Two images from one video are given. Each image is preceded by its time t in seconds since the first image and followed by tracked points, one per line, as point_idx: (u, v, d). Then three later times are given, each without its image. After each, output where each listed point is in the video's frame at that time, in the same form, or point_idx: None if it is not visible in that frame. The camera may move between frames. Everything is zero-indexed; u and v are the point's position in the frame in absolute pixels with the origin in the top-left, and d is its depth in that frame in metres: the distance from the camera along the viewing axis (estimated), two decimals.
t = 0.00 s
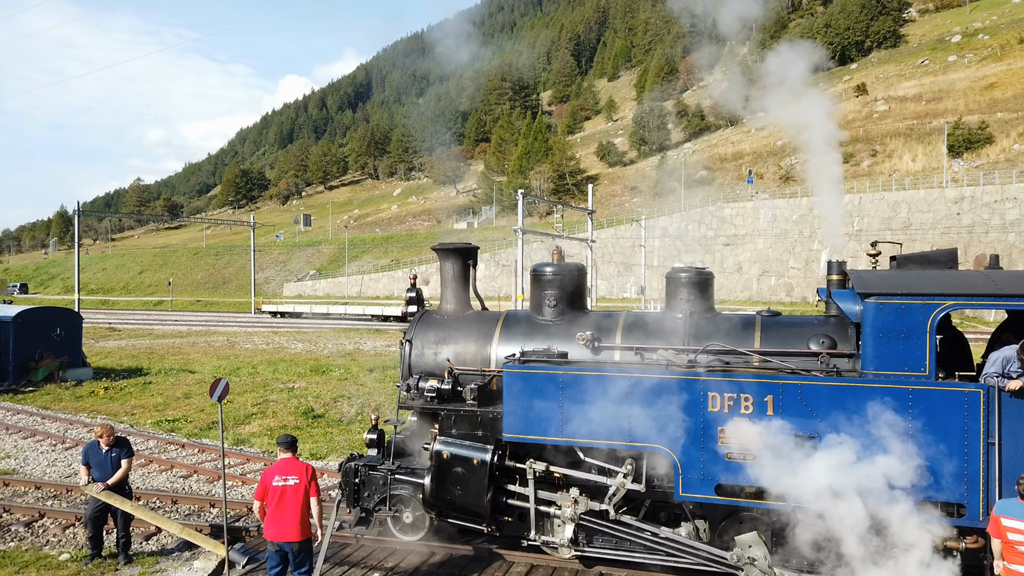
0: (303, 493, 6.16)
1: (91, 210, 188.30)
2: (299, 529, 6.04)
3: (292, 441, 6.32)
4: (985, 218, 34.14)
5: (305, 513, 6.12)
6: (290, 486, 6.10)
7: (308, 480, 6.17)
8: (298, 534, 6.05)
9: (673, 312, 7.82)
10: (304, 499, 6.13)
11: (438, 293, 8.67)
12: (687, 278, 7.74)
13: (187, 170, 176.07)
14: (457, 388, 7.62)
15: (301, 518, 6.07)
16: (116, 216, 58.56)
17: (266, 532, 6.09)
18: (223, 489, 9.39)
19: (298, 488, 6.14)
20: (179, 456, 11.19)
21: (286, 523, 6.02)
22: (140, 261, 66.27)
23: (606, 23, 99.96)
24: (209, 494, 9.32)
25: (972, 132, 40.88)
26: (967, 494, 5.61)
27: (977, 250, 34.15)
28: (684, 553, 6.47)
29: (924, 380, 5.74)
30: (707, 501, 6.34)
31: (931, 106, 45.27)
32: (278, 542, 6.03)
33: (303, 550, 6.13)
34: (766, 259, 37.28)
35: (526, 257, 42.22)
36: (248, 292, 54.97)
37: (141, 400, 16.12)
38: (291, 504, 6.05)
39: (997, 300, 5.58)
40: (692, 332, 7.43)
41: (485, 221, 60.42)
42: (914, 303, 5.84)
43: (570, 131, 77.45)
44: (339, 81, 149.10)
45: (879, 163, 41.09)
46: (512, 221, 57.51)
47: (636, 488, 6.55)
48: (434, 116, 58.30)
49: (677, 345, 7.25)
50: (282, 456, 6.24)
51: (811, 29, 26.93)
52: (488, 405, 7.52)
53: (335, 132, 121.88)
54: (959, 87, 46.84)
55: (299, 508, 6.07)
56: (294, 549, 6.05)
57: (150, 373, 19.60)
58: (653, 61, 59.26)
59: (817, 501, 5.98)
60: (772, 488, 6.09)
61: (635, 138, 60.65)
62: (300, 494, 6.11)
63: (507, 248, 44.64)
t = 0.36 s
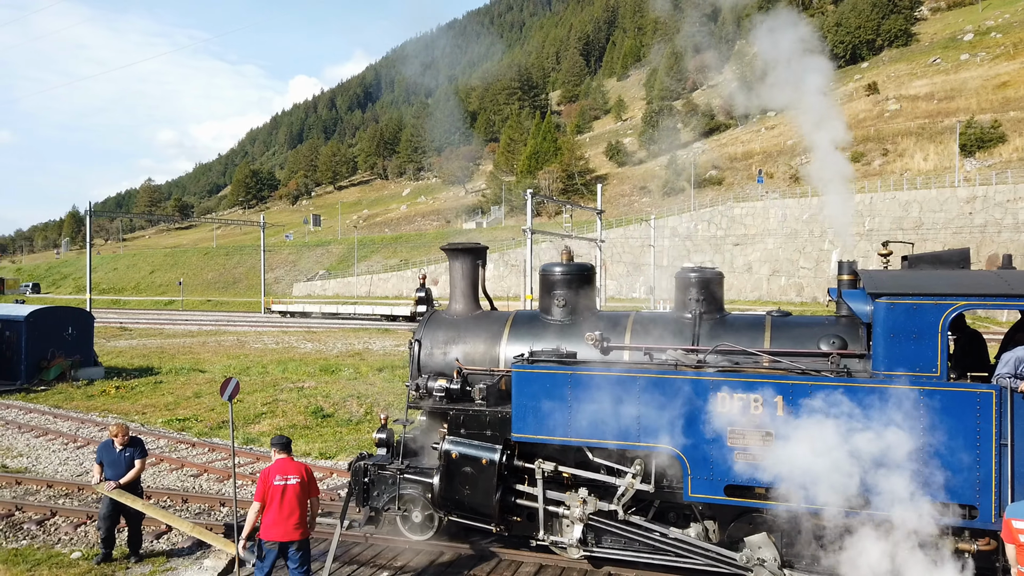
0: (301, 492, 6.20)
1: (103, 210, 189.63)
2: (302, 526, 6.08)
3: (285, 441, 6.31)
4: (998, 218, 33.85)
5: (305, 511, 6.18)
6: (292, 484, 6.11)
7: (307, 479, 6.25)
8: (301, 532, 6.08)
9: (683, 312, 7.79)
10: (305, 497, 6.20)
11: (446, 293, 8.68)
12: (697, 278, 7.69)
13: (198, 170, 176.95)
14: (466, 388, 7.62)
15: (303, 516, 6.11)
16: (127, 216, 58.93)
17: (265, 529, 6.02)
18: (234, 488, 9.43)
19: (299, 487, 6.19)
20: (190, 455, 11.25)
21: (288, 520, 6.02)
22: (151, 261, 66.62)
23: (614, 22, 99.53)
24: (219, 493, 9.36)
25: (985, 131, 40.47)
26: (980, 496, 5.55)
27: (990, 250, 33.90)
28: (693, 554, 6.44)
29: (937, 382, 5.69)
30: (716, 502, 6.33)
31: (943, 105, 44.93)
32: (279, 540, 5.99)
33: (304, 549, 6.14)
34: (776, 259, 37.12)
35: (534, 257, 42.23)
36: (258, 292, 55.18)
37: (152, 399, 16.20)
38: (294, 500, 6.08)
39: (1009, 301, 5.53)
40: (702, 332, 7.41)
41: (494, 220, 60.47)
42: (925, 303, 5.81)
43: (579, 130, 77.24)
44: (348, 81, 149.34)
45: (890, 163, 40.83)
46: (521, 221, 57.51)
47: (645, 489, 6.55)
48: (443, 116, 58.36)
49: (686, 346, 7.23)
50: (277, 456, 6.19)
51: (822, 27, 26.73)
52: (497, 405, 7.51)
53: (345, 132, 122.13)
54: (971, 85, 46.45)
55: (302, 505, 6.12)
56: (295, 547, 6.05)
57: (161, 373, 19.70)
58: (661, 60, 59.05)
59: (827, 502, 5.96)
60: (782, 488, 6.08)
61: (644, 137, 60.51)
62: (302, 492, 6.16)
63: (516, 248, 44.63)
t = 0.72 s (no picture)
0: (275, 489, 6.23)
1: (114, 210, 190.83)
2: (279, 524, 6.14)
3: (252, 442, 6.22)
4: (1010, 218, 33.61)
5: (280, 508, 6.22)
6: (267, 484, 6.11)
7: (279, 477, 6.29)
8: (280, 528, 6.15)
9: (692, 312, 7.76)
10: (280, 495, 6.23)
11: (454, 293, 8.69)
12: (706, 277, 7.66)
13: (207, 170, 177.68)
14: (474, 387, 7.63)
15: (280, 514, 6.16)
16: (137, 217, 59.24)
17: (246, 530, 6.03)
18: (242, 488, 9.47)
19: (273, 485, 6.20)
20: (200, 454, 11.31)
21: (268, 519, 6.08)
22: (161, 261, 66.94)
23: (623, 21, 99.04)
24: (228, 492, 9.41)
25: (996, 130, 40.24)
26: (991, 497, 5.51)
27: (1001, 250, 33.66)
28: (701, 555, 6.42)
29: (948, 382, 5.65)
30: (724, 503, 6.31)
31: (954, 103, 44.61)
32: (260, 540, 6.03)
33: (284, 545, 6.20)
34: (785, 259, 36.95)
35: (542, 257, 42.25)
36: (267, 292, 55.41)
37: (161, 398, 16.25)
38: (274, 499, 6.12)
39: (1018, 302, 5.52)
40: (711, 333, 7.40)
41: (502, 220, 60.58)
42: (936, 304, 5.78)
43: (587, 130, 77.14)
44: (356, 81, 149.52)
45: (901, 162, 40.53)
46: (529, 221, 57.58)
47: (652, 489, 6.54)
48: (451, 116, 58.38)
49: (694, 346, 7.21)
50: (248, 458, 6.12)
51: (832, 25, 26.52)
52: (505, 404, 7.51)
53: (353, 132, 122.42)
54: (983, 84, 46.06)
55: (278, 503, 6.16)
56: (275, 545, 6.09)
57: (171, 372, 19.81)
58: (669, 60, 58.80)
59: (837, 503, 5.94)
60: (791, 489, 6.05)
61: (653, 136, 60.25)
62: (277, 490, 6.19)
63: (524, 248, 44.62)
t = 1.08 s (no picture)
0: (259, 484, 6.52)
1: (123, 210, 191.74)
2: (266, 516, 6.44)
3: (236, 440, 6.48)
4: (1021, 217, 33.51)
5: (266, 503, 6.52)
6: (254, 478, 6.39)
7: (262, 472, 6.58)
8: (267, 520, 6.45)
9: (700, 312, 7.74)
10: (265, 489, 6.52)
11: (462, 293, 8.71)
12: (713, 278, 7.65)
13: (216, 171, 178.35)
14: (481, 387, 7.63)
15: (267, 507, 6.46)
16: (145, 217, 59.50)
17: (238, 525, 6.24)
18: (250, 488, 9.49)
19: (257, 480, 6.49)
20: (208, 454, 11.35)
21: (257, 512, 6.37)
22: (169, 261, 67.23)
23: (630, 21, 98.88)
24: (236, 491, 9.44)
25: (1005, 129, 40.05)
26: (1001, 499, 5.46)
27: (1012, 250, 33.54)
28: (709, 556, 6.41)
29: (957, 383, 5.62)
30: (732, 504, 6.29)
31: (965, 102, 44.41)
32: (251, 533, 6.31)
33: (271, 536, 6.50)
34: (793, 259, 36.83)
35: (549, 257, 42.28)
36: (275, 291, 55.56)
37: (170, 398, 16.29)
38: (258, 494, 6.39)
39: None
40: (718, 333, 7.38)
41: (510, 221, 60.71)
42: (946, 304, 5.75)
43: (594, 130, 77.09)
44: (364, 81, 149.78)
45: (910, 161, 40.32)
46: (536, 221, 57.64)
47: (660, 490, 6.52)
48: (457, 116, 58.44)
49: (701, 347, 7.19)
50: (234, 455, 6.37)
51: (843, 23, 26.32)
52: (512, 404, 7.51)
53: (360, 133, 122.70)
54: (993, 82, 45.80)
55: (265, 497, 6.46)
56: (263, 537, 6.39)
57: (180, 372, 19.88)
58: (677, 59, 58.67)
59: (846, 504, 5.90)
60: (800, 489, 6.03)
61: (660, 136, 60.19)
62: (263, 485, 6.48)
63: (531, 248, 44.64)
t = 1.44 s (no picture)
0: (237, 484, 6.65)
1: (127, 211, 192.15)
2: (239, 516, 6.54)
3: (223, 438, 6.72)
4: None
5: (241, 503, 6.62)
6: (231, 477, 6.54)
7: (243, 472, 6.71)
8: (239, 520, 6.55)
9: (703, 312, 7.72)
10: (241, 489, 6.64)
11: (465, 294, 8.72)
12: (717, 278, 7.62)
13: (219, 171, 178.74)
14: (484, 387, 7.64)
15: (241, 507, 6.56)
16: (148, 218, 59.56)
17: (209, 522, 6.36)
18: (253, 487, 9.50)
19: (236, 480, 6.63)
20: (211, 453, 11.37)
21: (230, 511, 6.48)
22: (173, 261, 67.37)
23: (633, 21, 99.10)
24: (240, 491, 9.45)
25: (1010, 129, 41.86)
26: (1005, 501, 5.42)
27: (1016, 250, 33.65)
28: (712, 556, 6.39)
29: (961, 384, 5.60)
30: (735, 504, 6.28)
31: (969, 102, 44.51)
32: (221, 531, 6.41)
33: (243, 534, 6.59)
34: (797, 259, 36.85)
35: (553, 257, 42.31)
36: (278, 291, 55.68)
37: (173, 398, 16.32)
38: (235, 493, 6.52)
39: None
40: (721, 334, 7.37)
41: (513, 221, 60.85)
42: (949, 305, 5.74)
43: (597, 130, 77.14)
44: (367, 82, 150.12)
45: (914, 161, 39.63)
46: (539, 221, 57.72)
47: (663, 490, 6.51)
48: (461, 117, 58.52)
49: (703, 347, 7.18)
50: (216, 452, 6.59)
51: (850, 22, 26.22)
52: (515, 404, 7.50)
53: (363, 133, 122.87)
54: (997, 82, 45.87)
55: (239, 497, 6.57)
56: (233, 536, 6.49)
57: (183, 372, 19.91)
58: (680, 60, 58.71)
59: (850, 505, 5.88)
60: (804, 489, 6.01)
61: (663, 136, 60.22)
62: (239, 485, 6.61)
63: (534, 248, 44.66)
